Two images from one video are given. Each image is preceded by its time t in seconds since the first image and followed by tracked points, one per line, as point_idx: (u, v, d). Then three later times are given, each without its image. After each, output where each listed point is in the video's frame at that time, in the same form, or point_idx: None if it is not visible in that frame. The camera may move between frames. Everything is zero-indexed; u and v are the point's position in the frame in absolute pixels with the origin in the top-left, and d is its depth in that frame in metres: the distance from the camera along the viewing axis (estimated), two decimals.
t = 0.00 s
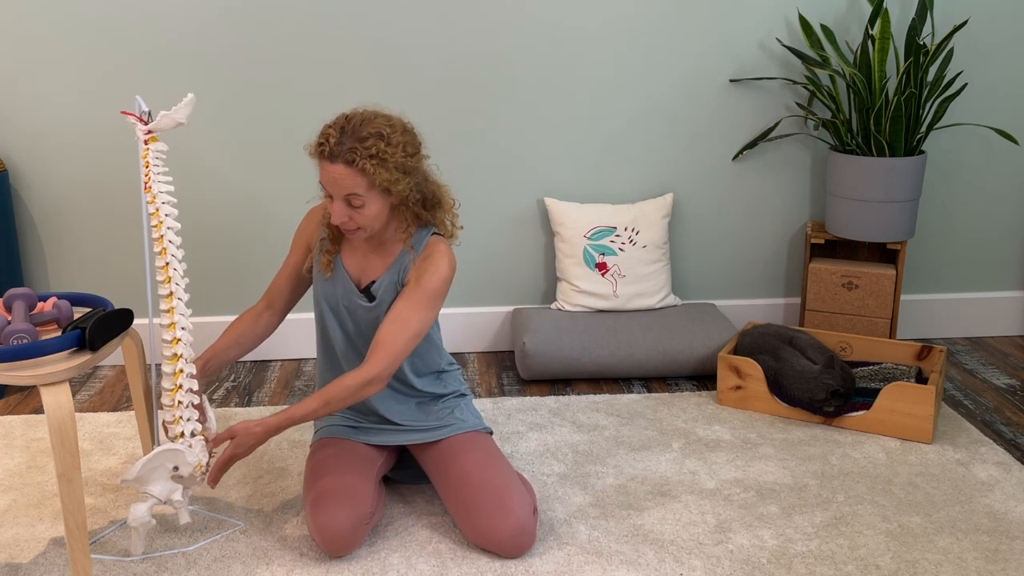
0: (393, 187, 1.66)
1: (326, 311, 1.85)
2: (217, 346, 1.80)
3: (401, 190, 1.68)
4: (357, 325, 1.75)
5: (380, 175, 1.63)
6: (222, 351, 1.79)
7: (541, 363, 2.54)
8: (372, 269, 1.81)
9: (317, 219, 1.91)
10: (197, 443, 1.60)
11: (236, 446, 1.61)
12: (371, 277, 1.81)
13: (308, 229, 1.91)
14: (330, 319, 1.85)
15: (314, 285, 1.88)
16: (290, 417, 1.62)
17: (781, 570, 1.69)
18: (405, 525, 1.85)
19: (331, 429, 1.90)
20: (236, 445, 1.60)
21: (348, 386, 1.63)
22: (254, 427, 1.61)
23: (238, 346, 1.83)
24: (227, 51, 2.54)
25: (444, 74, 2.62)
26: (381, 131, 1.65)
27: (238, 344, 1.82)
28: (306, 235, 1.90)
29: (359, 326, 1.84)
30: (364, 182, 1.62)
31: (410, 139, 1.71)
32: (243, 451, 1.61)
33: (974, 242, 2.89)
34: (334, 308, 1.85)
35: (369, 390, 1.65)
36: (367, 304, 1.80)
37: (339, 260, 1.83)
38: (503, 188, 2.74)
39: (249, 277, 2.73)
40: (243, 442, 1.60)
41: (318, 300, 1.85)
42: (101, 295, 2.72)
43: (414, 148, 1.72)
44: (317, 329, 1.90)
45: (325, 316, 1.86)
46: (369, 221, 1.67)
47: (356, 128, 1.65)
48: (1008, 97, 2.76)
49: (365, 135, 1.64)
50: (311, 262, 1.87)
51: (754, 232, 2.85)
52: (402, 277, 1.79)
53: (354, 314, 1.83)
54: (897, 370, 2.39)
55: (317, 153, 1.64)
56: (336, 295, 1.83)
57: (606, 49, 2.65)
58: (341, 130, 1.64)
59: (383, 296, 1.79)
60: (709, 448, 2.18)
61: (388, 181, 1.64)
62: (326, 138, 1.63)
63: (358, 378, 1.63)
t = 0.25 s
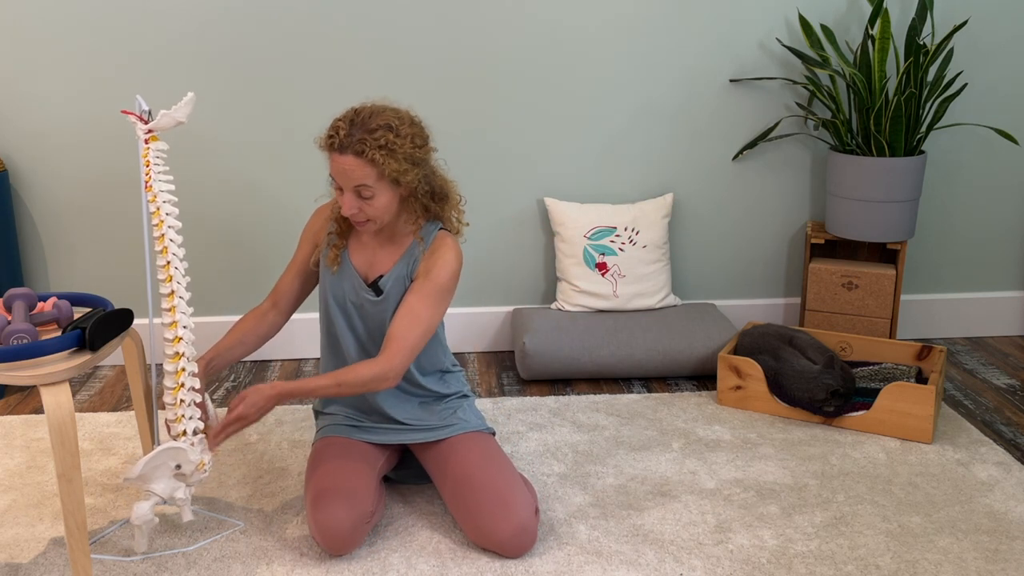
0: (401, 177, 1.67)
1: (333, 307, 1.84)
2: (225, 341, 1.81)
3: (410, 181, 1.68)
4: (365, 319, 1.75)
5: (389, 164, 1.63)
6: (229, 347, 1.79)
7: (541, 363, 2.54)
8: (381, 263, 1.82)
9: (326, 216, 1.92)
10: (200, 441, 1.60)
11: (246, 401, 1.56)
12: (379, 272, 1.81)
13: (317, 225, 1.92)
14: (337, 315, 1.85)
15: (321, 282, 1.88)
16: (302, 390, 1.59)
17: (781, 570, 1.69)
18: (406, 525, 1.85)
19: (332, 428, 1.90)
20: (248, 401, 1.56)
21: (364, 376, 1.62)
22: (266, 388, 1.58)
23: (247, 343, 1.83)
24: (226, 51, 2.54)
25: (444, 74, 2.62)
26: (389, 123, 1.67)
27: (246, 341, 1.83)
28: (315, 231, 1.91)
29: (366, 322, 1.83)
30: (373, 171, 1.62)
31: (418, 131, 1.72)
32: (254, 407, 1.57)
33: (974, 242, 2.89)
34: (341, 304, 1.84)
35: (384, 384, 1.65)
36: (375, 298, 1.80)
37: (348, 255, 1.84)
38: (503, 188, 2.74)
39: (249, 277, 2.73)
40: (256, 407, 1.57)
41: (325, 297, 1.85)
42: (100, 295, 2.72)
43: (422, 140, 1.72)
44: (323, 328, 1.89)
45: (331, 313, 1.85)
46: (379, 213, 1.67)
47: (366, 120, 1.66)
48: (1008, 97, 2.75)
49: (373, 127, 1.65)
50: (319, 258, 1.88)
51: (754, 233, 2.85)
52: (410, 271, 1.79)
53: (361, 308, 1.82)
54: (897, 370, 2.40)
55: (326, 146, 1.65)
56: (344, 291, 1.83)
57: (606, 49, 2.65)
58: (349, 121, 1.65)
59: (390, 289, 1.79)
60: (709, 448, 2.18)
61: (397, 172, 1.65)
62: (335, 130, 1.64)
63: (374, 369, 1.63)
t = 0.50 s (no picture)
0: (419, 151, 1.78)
1: (334, 307, 1.84)
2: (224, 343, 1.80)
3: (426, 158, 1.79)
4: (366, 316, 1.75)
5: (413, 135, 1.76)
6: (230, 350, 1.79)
7: (541, 363, 2.54)
8: (382, 262, 1.82)
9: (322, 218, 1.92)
10: (202, 441, 1.60)
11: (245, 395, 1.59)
12: (380, 270, 1.82)
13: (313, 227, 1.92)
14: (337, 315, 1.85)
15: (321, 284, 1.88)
16: (301, 382, 1.61)
17: (781, 570, 1.69)
18: (406, 525, 1.85)
19: (332, 429, 1.89)
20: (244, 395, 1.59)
21: (365, 372, 1.64)
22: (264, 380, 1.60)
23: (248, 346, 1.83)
24: (226, 51, 2.54)
25: (445, 74, 2.62)
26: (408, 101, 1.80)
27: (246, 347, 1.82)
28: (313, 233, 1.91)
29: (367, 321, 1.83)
30: (400, 139, 1.73)
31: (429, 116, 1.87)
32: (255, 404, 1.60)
33: (974, 242, 2.89)
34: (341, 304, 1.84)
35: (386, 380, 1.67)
36: (376, 297, 1.80)
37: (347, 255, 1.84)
38: (503, 188, 2.74)
39: (249, 277, 2.73)
40: (255, 398, 1.59)
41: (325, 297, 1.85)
42: (101, 295, 2.72)
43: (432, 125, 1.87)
44: (323, 328, 1.89)
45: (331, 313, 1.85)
46: (404, 182, 1.75)
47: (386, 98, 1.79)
48: (1008, 97, 2.76)
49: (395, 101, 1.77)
50: (318, 263, 1.88)
51: (754, 233, 2.85)
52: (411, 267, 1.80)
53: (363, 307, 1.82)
54: (897, 370, 2.40)
55: (350, 120, 1.74)
56: (345, 291, 1.83)
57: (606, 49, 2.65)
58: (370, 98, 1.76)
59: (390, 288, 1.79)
60: (709, 448, 2.18)
61: (421, 137, 1.77)
62: (359, 106, 1.74)
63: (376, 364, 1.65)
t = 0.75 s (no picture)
0: (420, 137, 1.82)
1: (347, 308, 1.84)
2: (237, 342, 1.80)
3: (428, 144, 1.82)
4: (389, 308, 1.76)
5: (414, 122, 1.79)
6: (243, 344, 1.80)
7: (541, 364, 2.54)
8: (392, 258, 1.83)
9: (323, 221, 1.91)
10: (202, 442, 1.60)
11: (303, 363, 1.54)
12: (391, 266, 1.83)
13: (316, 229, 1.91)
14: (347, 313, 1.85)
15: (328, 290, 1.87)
16: (355, 360, 1.59)
17: (781, 570, 1.69)
18: (406, 525, 1.85)
19: (335, 428, 1.90)
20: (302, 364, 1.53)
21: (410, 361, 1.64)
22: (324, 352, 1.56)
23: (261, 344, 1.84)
24: (226, 51, 2.54)
25: (445, 74, 2.62)
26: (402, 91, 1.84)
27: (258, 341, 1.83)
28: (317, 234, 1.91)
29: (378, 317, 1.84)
30: (403, 125, 1.76)
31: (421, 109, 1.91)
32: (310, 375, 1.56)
33: (974, 242, 2.89)
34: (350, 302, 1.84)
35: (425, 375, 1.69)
36: (389, 295, 1.81)
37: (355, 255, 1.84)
38: (503, 188, 2.74)
39: (249, 277, 2.73)
40: (313, 370, 1.55)
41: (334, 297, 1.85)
42: (101, 295, 2.72)
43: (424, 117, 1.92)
44: (332, 327, 1.89)
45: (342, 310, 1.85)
46: (410, 167, 1.77)
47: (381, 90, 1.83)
48: (1008, 97, 2.75)
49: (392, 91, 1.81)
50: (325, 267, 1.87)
51: (754, 233, 2.85)
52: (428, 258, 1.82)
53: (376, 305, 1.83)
54: (897, 370, 2.40)
55: (351, 111, 1.76)
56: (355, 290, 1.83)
57: (606, 49, 2.65)
58: (368, 90, 1.79)
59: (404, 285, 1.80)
60: (709, 448, 2.18)
61: (422, 122, 1.81)
62: (359, 97, 1.77)
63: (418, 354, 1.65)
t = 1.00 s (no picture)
0: (417, 129, 1.82)
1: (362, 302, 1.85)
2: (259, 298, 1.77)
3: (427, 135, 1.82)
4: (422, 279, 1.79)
5: (410, 115, 1.79)
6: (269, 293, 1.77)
7: (541, 363, 2.54)
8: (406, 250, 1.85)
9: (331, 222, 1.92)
10: (196, 439, 1.61)
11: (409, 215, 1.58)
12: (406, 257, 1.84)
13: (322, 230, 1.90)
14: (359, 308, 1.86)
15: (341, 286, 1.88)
16: (442, 250, 1.65)
17: (781, 570, 1.69)
18: (406, 525, 1.85)
19: (340, 426, 1.89)
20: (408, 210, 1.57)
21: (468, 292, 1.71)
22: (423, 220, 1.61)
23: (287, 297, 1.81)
24: (226, 51, 2.54)
25: (445, 74, 2.62)
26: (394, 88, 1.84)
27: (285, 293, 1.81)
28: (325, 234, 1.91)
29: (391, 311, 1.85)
30: (400, 119, 1.76)
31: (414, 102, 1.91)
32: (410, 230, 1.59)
33: (975, 242, 2.89)
34: (364, 297, 1.85)
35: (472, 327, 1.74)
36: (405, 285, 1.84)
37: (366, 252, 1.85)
38: (503, 188, 2.74)
39: (249, 277, 2.72)
40: (410, 229, 1.58)
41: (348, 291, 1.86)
42: (101, 295, 2.72)
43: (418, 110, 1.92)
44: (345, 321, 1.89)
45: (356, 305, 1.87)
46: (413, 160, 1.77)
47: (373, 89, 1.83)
48: (1008, 97, 2.75)
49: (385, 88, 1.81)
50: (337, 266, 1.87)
51: (754, 233, 2.85)
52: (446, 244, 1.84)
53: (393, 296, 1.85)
54: (897, 370, 2.40)
55: (348, 113, 1.77)
56: (370, 284, 1.85)
57: (606, 49, 2.65)
58: (361, 90, 1.80)
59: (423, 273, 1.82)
60: (709, 448, 2.18)
61: (418, 115, 1.81)
62: (354, 98, 1.78)
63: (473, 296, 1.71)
